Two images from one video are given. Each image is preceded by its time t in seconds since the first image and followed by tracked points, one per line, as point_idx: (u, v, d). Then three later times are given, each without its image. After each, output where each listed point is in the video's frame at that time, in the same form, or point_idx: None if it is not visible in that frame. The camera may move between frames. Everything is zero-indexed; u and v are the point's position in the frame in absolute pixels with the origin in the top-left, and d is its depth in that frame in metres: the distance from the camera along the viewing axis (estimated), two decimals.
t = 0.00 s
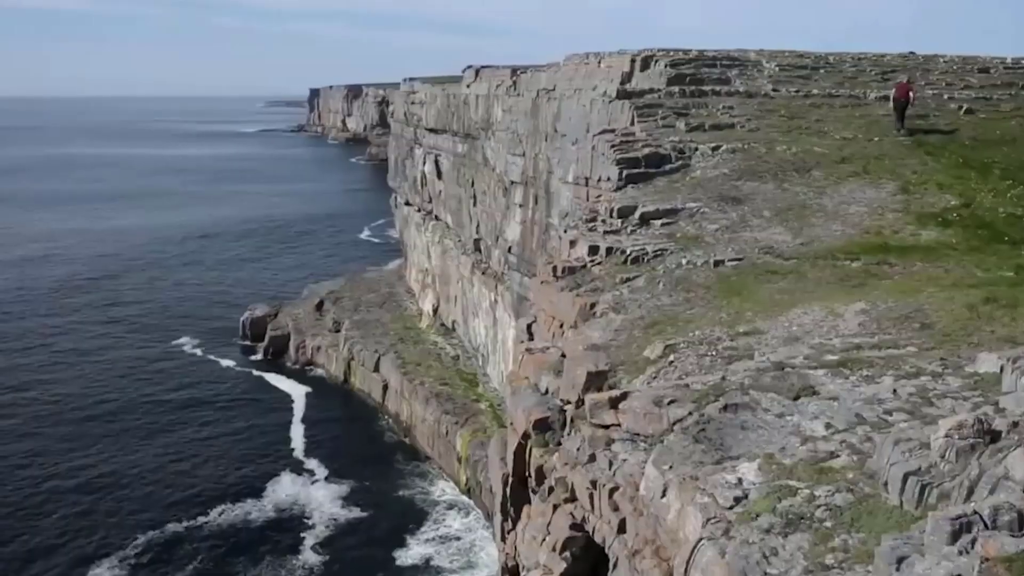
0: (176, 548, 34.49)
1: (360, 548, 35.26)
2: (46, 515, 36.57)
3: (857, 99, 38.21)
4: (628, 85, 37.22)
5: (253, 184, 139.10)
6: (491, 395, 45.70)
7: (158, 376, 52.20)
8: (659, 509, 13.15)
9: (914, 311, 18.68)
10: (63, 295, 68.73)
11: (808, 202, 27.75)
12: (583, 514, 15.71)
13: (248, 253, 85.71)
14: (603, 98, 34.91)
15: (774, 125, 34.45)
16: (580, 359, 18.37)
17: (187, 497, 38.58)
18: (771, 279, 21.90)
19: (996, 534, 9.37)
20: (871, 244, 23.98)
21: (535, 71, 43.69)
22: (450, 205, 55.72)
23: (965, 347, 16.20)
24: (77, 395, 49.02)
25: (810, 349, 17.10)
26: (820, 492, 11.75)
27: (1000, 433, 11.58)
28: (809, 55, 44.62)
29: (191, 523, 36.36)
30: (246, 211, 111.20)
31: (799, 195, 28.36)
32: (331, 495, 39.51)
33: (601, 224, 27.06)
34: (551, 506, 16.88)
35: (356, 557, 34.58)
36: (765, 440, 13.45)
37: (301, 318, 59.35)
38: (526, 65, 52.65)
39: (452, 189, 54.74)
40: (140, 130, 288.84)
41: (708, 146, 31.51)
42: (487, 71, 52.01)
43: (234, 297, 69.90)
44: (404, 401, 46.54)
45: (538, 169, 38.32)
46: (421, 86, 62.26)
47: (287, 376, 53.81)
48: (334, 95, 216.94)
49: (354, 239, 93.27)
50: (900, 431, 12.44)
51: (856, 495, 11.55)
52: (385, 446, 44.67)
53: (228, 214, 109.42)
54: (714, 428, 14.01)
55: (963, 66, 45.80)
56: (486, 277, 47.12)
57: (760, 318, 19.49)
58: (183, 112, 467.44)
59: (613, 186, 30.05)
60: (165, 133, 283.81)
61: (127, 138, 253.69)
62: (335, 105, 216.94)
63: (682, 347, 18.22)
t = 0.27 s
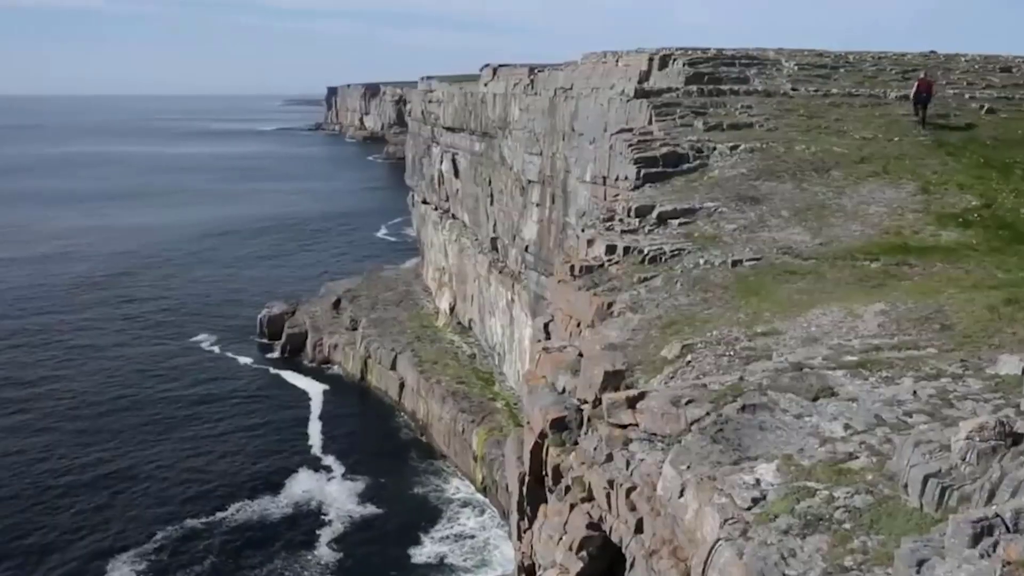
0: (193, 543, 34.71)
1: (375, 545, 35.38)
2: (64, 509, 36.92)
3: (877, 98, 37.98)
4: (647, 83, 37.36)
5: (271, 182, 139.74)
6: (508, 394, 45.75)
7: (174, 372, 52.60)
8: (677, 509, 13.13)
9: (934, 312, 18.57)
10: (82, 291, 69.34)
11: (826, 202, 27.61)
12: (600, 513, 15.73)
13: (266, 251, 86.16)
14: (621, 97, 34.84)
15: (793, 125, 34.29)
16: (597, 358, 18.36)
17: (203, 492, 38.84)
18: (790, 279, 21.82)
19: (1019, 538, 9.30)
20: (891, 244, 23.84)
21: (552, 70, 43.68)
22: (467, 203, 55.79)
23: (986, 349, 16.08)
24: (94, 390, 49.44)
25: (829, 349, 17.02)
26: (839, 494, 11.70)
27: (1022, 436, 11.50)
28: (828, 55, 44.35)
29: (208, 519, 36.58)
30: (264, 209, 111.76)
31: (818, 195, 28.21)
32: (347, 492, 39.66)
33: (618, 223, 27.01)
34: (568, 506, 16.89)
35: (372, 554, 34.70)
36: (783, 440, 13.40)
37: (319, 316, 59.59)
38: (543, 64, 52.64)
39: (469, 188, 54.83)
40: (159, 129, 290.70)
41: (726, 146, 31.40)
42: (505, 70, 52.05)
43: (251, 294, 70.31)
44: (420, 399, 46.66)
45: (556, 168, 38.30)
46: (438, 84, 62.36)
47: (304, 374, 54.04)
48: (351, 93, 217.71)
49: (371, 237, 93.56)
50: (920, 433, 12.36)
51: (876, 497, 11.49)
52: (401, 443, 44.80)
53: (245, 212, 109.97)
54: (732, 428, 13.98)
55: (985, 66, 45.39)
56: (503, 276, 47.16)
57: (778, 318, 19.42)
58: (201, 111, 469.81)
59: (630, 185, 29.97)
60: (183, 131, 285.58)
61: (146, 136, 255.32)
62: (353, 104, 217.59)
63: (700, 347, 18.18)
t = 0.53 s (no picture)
0: (211, 539, 34.93)
1: (391, 543, 35.49)
2: (83, 504, 37.28)
3: (898, 98, 37.72)
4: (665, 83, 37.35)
5: (289, 181, 140.38)
6: (525, 393, 45.77)
7: (193, 369, 53.00)
8: (695, 509, 13.10)
9: (955, 313, 18.41)
10: (102, 289, 69.98)
11: (846, 202, 27.45)
12: (618, 514, 15.73)
13: (284, 249, 86.59)
14: (639, 96, 34.76)
15: (813, 124, 34.12)
16: (615, 358, 18.35)
17: (221, 488, 39.09)
18: (809, 280, 21.71)
19: None
20: (912, 245, 23.68)
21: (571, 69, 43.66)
22: (485, 203, 55.83)
23: (1008, 351, 15.94)
24: (114, 386, 49.88)
25: (849, 350, 16.94)
26: (859, 495, 11.64)
27: None
28: (849, 54, 44.07)
29: (227, 516, 36.76)
30: (282, 207, 112.33)
31: (838, 195, 28.06)
32: (364, 490, 39.80)
33: (636, 223, 26.96)
34: (586, 505, 16.91)
35: (389, 552, 34.81)
36: (802, 442, 13.34)
37: (337, 314, 59.85)
38: (562, 63, 52.65)
39: (487, 187, 54.91)
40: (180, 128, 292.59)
41: (745, 146, 31.29)
42: (523, 69, 52.11)
43: (270, 292, 70.71)
44: (437, 398, 46.79)
45: (574, 167, 38.30)
46: (457, 84, 62.49)
47: (321, 372, 54.27)
48: (370, 93, 218.47)
49: (389, 236, 93.87)
50: (942, 435, 12.27)
51: (896, 499, 11.42)
52: (417, 441, 44.93)
53: (263, 210, 110.53)
54: (751, 429, 13.93)
55: (1008, 65, 44.96)
56: (521, 275, 47.18)
57: (797, 318, 19.32)
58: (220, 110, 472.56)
59: (648, 185, 29.91)
60: (203, 130, 287.36)
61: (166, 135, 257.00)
62: (371, 103, 218.19)
63: (718, 347, 18.12)
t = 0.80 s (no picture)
0: (233, 535, 35.17)
1: (411, 540, 35.58)
2: (107, 498, 37.64)
3: (924, 97, 37.35)
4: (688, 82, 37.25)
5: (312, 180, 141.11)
6: (546, 392, 45.75)
7: (216, 365, 53.43)
8: (717, 510, 13.06)
9: (982, 315, 18.22)
10: (127, 286, 70.68)
11: (871, 202, 27.23)
12: (640, 514, 15.73)
13: (306, 248, 87.02)
14: (662, 96, 34.64)
15: (838, 124, 33.86)
16: (637, 358, 18.32)
17: (242, 484, 39.35)
18: (833, 280, 21.56)
19: None
20: (938, 245, 23.46)
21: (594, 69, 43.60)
22: (506, 202, 55.85)
23: None
24: (137, 382, 50.39)
25: (873, 352, 16.81)
26: (884, 498, 11.55)
27: None
28: (875, 53, 43.67)
29: (250, 512, 36.96)
30: (305, 206, 112.94)
31: (863, 195, 27.85)
32: (385, 487, 39.94)
33: (658, 223, 26.86)
34: (607, 505, 16.90)
35: (409, 549, 34.90)
36: (826, 443, 13.26)
37: (358, 312, 60.10)
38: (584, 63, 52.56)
39: (509, 186, 54.91)
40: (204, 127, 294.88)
41: (769, 145, 31.11)
42: (546, 68, 52.08)
43: (292, 290, 71.13)
44: (458, 397, 46.90)
45: (596, 166, 38.23)
46: (479, 83, 62.55)
47: (343, 370, 54.52)
48: (392, 92, 219.21)
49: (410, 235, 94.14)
50: (969, 438, 12.16)
51: (922, 502, 11.33)
52: (438, 439, 45.05)
53: (286, 208, 111.17)
54: (774, 430, 13.86)
55: None
56: (542, 274, 47.17)
57: (820, 319, 19.21)
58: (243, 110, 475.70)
59: (671, 185, 29.81)
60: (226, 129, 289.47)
61: (191, 134, 259.15)
62: (393, 103, 218.85)
63: (741, 347, 18.04)
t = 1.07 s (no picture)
0: (251, 532, 35.34)
1: (426, 539, 35.63)
2: (126, 493, 37.91)
3: (945, 96, 37.05)
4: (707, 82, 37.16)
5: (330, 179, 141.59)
6: (563, 392, 45.72)
7: (234, 363, 53.72)
8: (736, 511, 13.01)
9: (1004, 316, 18.04)
10: (146, 283, 71.22)
11: (891, 202, 27.03)
12: (657, 514, 15.72)
13: (324, 246, 87.34)
14: (681, 95, 34.53)
15: (858, 123, 33.65)
16: (655, 358, 18.30)
17: (260, 481, 39.53)
18: (853, 280, 21.41)
19: None
20: (960, 246, 23.26)
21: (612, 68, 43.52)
22: (524, 201, 55.83)
23: None
24: (156, 378, 50.72)
25: (894, 353, 16.68)
26: (905, 500, 11.47)
27: None
28: (896, 52, 43.37)
29: (268, 510, 37.09)
30: (323, 205, 113.28)
31: (883, 195, 27.66)
32: (402, 485, 40.03)
33: (677, 223, 26.77)
34: (625, 505, 16.89)
35: (424, 548, 34.95)
36: (846, 444, 13.18)
37: (376, 311, 60.27)
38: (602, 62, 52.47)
39: (526, 185, 54.90)
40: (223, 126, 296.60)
41: (788, 145, 30.97)
42: (563, 67, 52.05)
43: (310, 289, 71.41)
44: (475, 396, 46.96)
45: (614, 166, 38.17)
46: (497, 82, 62.59)
47: (360, 368, 54.70)
48: (410, 92, 219.74)
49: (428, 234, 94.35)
50: (991, 441, 12.03)
51: (943, 505, 11.24)
52: (454, 438, 45.12)
53: (304, 207, 111.61)
54: (793, 431, 13.79)
55: None
56: (559, 274, 47.14)
57: (840, 320, 19.08)
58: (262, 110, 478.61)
59: (689, 184, 29.71)
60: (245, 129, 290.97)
61: (211, 133, 260.74)
62: (411, 102, 219.30)
63: (760, 348, 17.95)
